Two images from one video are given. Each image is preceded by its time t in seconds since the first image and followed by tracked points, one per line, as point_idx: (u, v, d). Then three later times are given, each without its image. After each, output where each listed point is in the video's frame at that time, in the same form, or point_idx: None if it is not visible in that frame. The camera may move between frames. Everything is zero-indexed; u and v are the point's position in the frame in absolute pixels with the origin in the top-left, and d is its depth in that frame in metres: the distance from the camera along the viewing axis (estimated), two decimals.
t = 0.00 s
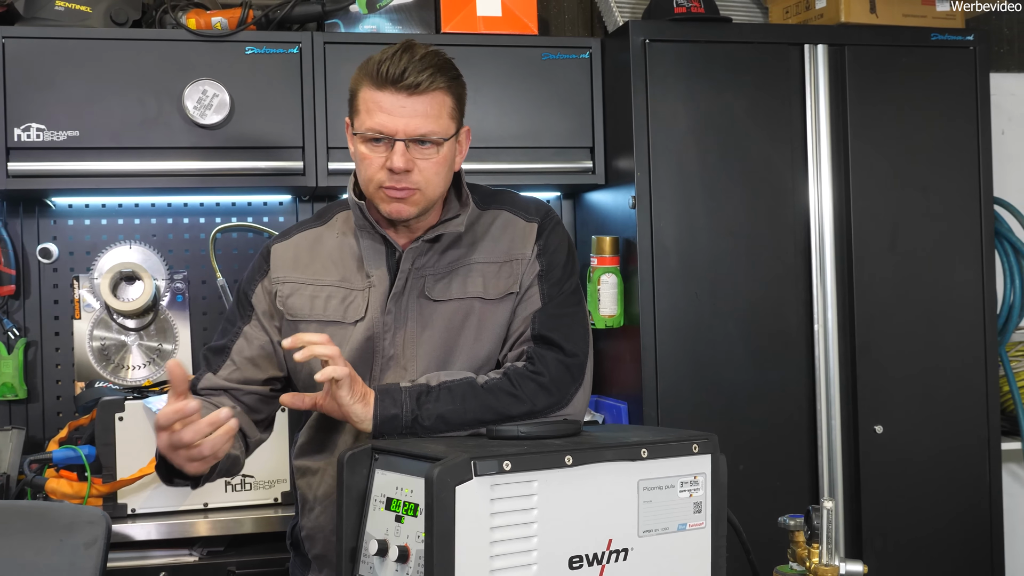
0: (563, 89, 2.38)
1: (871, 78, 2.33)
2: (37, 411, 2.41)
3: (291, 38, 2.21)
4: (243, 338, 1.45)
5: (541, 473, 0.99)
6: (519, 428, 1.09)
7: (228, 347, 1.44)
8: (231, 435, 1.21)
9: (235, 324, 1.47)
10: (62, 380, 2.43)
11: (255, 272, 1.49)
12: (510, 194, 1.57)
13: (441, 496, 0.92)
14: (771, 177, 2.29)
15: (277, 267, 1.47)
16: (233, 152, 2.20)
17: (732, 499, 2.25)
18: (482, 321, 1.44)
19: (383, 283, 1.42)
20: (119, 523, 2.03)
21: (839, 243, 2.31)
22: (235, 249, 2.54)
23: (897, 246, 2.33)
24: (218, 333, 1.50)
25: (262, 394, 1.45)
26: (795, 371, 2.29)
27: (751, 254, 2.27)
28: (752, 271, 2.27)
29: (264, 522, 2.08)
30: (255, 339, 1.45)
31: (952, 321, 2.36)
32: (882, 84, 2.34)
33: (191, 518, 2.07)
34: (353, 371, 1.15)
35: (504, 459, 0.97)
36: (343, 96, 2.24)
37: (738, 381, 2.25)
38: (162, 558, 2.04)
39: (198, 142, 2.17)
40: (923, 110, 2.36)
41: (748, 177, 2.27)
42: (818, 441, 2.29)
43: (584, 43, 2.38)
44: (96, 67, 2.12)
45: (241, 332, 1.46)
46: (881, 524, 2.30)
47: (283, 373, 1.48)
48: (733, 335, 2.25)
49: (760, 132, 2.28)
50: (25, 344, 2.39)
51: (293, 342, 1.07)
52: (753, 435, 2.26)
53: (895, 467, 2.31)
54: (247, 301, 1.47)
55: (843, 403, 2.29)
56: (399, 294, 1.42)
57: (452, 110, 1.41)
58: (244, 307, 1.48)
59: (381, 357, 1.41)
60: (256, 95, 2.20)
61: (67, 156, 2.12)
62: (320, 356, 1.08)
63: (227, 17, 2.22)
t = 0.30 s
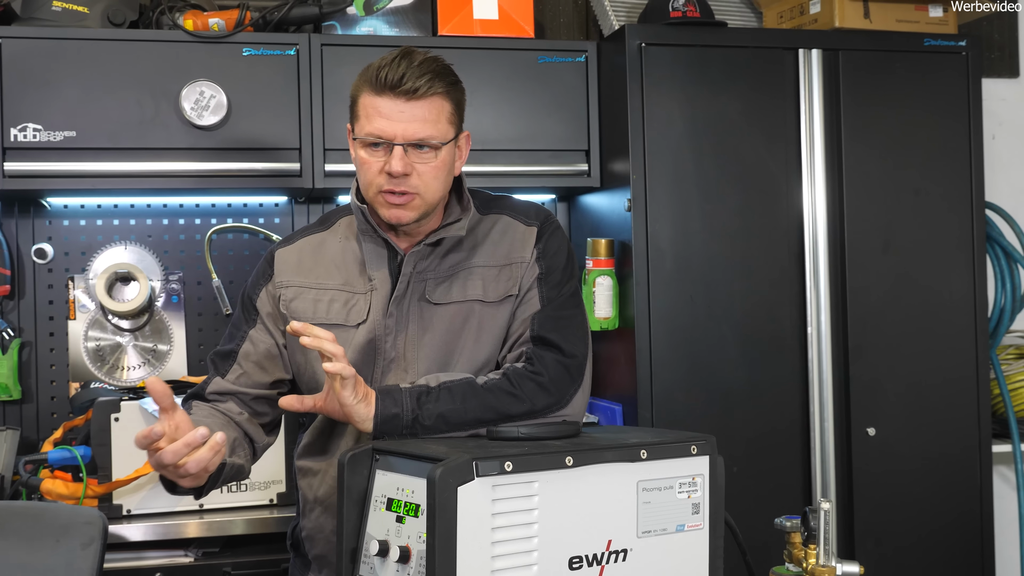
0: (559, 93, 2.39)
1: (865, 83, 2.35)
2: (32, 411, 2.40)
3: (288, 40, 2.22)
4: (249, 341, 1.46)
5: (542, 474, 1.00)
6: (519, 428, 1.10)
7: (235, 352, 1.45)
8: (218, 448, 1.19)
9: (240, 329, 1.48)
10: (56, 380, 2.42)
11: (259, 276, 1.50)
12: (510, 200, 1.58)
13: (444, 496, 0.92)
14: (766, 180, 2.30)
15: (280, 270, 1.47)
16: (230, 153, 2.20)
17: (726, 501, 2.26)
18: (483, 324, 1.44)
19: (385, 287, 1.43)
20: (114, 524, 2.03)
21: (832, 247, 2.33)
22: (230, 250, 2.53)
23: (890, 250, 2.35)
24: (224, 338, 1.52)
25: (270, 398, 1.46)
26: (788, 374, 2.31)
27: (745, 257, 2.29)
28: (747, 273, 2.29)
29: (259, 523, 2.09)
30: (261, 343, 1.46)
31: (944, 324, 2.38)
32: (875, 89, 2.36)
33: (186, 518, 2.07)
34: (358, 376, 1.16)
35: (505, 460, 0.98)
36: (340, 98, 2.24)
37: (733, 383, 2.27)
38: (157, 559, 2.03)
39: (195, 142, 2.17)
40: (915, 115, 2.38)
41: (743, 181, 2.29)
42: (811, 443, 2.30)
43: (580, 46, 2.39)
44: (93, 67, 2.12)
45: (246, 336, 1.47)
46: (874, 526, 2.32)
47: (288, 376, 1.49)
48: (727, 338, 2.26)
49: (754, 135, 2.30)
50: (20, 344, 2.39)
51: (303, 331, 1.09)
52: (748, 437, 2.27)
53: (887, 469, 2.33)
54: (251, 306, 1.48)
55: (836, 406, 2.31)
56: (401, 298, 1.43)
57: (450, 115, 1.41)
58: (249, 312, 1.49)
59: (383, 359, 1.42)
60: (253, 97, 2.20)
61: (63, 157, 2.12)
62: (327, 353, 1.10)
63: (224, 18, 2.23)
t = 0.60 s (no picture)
0: (557, 93, 2.39)
1: (862, 85, 2.36)
2: (29, 410, 2.40)
3: (286, 40, 2.22)
4: (250, 348, 1.49)
5: (541, 472, 1.01)
6: (518, 428, 1.10)
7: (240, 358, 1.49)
8: (282, 453, 1.20)
9: (241, 335, 1.51)
10: (53, 379, 2.42)
11: (253, 279, 1.52)
12: (506, 195, 1.58)
13: (444, 495, 0.93)
14: (763, 181, 2.31)
15: (272, 271, 1.49)
16: (228, 152, 2.20)
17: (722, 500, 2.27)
18: (477, 323, 1.45)
19: (375, 285, 1.44)
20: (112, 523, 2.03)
21: (829, 248, 2.34)
22: (228, 250, 2.53)
23: (886, 251, 2.36)
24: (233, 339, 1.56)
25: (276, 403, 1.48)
26: (785, 374, 2.32)
27: (742, 258, 2.29)
28: (744, 274, 2.29)
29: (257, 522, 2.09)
30: (259, 346, 1.49)
31: (939, 325, 2.39)
32: (872, 91, 2.37)
33: (182, 517, 2.06)
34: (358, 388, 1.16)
35: (505, 459, 0.98)
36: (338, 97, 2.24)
37: (729, 383, 2.27)
38: (154, 558, 2.03)
39: (193, 142, 2.17)
40: (912, 116, 2.39)
41: (740, 182, 2.30)
42: (807, 443, 2.31)
43: (578, 47, 2.40)
44: (91, 66, 2.11)
45: (246, 341, 1.49)
46: (869, 526, 2.33)
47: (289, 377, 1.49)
48: (724, 338, 2.27)
49: (751, 137, 2.31)
50: (17, 342, 2.39)
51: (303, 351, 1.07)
52: (744, 437, 2.28)
53: (883, 469, 2.34)
54: (248, 311, 1.50)
55: (832, 407, 2.32)
56: (393, 296, 1.43)
57: (434, 110, 1.41)
58: (246, 315, 1.51)
59: (374, 358, 1.42)
60: (251, 96, 2.21)
61: (61, 155, 2.12)
62: (326, 372, 1.08)
63: (222, 17, 2.22)
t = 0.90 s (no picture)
0: (558, 92, 2.39)
1: (862, 84, 2.36)
2: (30, 408, 2.40)
3: (288, 38, 2.22)
4: (249, 350, 1.49)
5: (544, 470, 1.01)
6: (520, 427, 1.10)
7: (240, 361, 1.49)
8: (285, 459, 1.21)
9: (241, 337, 1.51)
10: (55, 378, 2.42)
11: (251, 281, 1.52)
12: (504, 192, 1.58)
13: (447, 493, 0.93)
14: (763, 179, 2.31)
15: (270, 274, 1.50)
16: (229, 151, 2.21)
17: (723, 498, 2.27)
18: (477, 323, 1.45)
19: (372, 285, 1.44)
20: (114, 520, 2.03)
21: (829, 246, 2.34)
22: (229, 248, 2.54)
23: (887, 250, 2.36)
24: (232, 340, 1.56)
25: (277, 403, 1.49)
26: (786, 372, 2.32)
27: (742, 256, 2.30)
28: (744, 273, 2.30)
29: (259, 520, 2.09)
30: (259, 348, 1.49)
31: (940, 323, 2.40)
32: (872, 90, 2.37)
33: (184, 515, 2.06)
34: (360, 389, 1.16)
35: (508, 457, 0.98)
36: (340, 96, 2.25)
37: (730, 381, 2.28)
38: (156, 556, 2.04)
39: (195, 140, 2.18)
40: (912, 115, 2.40)
41: (741, 180, 2.30)
42: (808, 441, 2.31)
43: (579, 45, 2.40)
44: (93, 64, 2.12)
45: (246, 343, 1.50)
46: (869, 524, 2.33)
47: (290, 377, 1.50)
48: (725, 337, 2.28)
49: (752, 135, 2.31)
50: (19, 341, 2.39)
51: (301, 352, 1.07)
52: (745, 435, 2.29)
53: (884, 467, 2.34)
54: (246, 313, 1.51)
55: (833, 405, 2.32)
56: (391, 297, 1.44)
57: (427, 108, 1.41)
58: (245, 318, 1.51)
59: (374, 359, 1.43)
60: (253, 95, 2.21)
61: (63, 154, 2.12)
62: (326, 377, 1.08)
63: (223, 16, 2.22)
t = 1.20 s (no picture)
0: (558, 92, 2.40)
1: (862, 84, 2.36)
2: (32, 408, 2.41)
3: (289, 39, 2.22)
4: (250, 348, 1.50)
5: (546, 470, 1.01)
6: (522, 426, 1.11)
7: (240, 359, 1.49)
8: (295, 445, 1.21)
9: (241, 335, 1.52)
10: (56, 377, 2.43)
11: (252, 280, 1.52)
12: (505, 192, 1.58)
13: (449, 493, 0.93)
14: (763, 179, 2.32)
15: (271, 273, 1.50)
16: (231, 151, 2.21)
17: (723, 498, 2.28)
18: (479, 323, 1.45)
19: (374, 284, 1.45)
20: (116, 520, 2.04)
21: (830, 246, 2.35)
22: (231, 248, 2.54)
23: (887, 249, 2.37)
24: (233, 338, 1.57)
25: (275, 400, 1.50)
26: (786, 372, 2.32)
27: (743, 256, 2.30)
28: (744, 272, 2.30)
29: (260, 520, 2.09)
30: (260, 346, 1.49)
31: (940, 323, 2.40)
32: (872, 90, 2.37)
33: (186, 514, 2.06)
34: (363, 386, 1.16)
35: (510, 456, 0.99)
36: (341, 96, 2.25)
37: (731, 381, 2.28)
38: (158, 555, 2.04)
39: (196, 140, 2.18)
40: (912, 115, 2.40)
41: (741, 180, 2.30)
42: (808, 441, 2.32)
43: (579, 46, 2.40)
44: (94, 64, 2.12)
45: (247, 342, 1.50)
46: (870, 524, 2.33)
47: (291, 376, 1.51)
48: (725, 336, 2.28)
49: (752, 135, 2.31)
50: (21, 341, 2.39)
51: (305, 347, 1.07)
52: (745, 434, 2.29)
53: (884, 467, 2.35)
54: (247, 311, 1.51)
55: (833, 404, 2.33)
56: (392, 296, 1.44)
57: (433, 104, 1.42)
58: (246, 316, 1.52)
59: (375, 358, 1.43)
60: (254, 95, 2.21)
61: (65, 154, 2.13)
62: (329, 371, 1.09)
63: (225, 16, 2.23)
